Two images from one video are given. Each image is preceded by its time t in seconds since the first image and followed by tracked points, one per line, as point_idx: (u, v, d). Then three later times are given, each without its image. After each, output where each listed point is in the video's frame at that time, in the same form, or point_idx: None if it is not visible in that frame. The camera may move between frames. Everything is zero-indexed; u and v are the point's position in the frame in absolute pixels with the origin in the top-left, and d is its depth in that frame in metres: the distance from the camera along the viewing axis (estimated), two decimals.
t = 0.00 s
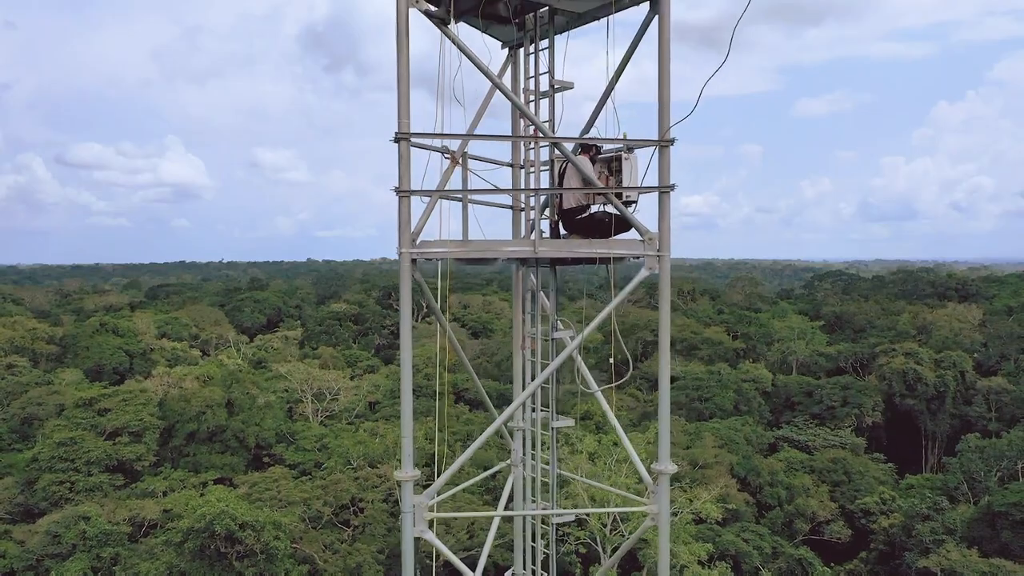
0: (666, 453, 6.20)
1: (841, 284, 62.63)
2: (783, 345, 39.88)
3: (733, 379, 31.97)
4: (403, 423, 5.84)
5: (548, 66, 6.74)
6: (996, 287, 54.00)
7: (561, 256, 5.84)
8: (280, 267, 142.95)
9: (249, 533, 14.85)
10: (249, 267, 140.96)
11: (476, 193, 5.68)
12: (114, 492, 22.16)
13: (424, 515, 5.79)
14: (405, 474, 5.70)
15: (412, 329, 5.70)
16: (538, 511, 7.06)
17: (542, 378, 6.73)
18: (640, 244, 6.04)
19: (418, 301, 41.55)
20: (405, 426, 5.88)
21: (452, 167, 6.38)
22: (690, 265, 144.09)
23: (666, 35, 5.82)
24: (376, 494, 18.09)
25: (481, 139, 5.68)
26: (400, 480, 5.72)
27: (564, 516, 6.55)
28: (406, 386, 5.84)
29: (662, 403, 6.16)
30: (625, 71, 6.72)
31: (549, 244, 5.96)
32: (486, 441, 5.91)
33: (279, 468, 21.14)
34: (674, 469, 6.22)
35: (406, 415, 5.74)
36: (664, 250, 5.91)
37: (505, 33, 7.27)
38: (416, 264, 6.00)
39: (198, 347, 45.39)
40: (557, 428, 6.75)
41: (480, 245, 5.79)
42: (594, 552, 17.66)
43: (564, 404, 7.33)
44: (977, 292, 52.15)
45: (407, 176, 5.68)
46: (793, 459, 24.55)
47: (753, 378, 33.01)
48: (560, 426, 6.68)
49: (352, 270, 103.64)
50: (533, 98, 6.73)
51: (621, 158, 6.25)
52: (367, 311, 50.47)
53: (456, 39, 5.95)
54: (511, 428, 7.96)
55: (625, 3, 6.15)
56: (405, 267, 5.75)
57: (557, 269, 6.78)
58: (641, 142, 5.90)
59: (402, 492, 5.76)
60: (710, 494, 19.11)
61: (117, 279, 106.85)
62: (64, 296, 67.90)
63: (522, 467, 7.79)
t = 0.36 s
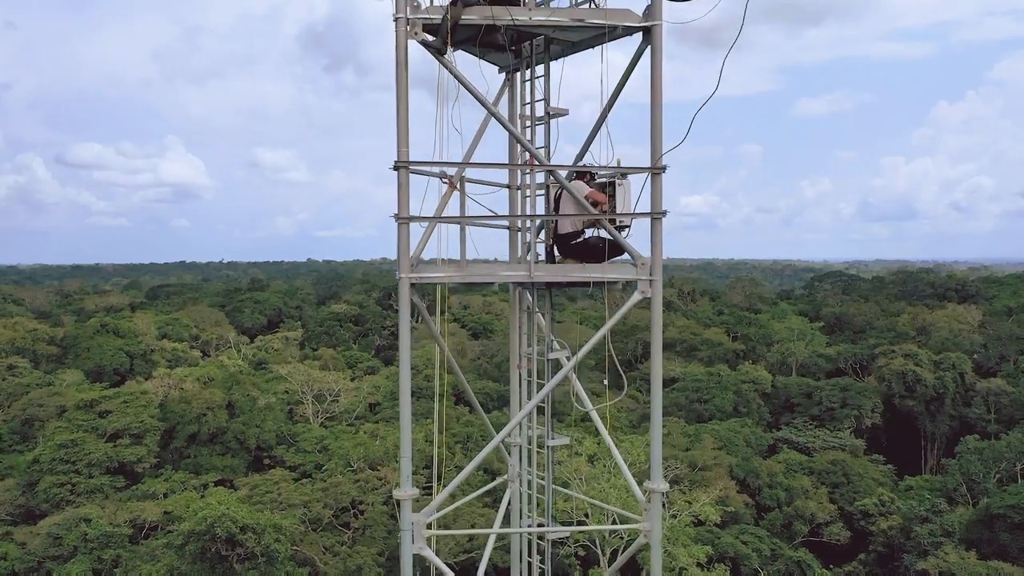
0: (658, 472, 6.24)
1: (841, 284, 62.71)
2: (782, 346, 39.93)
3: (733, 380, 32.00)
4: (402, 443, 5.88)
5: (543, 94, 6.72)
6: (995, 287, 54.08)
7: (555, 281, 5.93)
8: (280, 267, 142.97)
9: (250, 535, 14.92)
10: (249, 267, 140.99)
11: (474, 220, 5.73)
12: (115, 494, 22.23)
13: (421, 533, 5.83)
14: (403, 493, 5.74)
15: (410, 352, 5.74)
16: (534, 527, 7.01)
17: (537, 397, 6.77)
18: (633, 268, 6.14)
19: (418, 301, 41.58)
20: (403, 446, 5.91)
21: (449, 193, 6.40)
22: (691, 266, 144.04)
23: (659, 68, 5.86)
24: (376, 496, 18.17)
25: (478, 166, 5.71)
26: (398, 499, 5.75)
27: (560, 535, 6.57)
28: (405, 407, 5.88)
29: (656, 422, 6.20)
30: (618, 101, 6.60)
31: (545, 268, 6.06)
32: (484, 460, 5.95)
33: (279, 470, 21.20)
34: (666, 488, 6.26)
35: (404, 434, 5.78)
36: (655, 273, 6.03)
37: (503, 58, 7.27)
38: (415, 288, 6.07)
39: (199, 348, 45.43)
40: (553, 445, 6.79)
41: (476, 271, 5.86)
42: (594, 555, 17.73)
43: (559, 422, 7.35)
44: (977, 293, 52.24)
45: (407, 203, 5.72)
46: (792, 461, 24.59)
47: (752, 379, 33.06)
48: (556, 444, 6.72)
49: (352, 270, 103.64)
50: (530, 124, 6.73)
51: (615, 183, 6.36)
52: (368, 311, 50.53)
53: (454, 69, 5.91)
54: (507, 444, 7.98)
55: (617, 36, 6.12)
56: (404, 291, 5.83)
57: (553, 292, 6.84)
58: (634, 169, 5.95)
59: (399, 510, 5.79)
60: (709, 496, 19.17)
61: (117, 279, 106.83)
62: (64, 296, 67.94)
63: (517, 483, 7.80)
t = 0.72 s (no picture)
0: (651, 490, 6.35)
1: (841, 285, 62.79)
2: (782, 347, 39.97)
3: (732, 382, 32.04)
4: (401, 462, 6.00)
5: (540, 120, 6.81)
6: (996, 289, 54.12)
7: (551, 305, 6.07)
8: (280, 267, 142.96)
9: (251, 538, 14.98)
10: (249, 268, 141.02)
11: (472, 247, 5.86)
12: (116, 496, 22.29)
13: (421, 550, 5.90)
14: (403, 512, 5.81)
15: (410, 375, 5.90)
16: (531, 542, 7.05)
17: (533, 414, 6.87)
18: (627, 292, 6.28)
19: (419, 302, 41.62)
20: (403, 465, 6.03)
21: (447, 216, 6.46)
22: (691, 266, 144.07)
23: (652, 96, 5.95)
24: (376, 499, 18.23)
25: (474, 195, 5.86)
26: (398, 517, 5.83)
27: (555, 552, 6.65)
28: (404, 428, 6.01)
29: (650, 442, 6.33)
30: (611, 129, 6.61)
31: (540, 292, 6.26)
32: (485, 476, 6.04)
33: (280, 472, 21.28)
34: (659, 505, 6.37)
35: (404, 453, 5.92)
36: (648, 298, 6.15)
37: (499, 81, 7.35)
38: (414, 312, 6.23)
39: (200, 349, 45.52)
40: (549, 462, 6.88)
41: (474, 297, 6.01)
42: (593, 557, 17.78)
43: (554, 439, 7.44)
44: (977, 294, 52.30)
45: (406, 229, 5.83)
46: (792, 463, 24.62)
47: (752, 380, 33.12)
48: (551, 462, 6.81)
49: (353, 271, 103.62)
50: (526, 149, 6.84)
51: (609, 208, 6.43)
52: (368, 312, 50.60)
53: (452, 98, 6.02)
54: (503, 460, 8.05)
55: (611, 64, 6.22)
56: (404, 316, 6.01)
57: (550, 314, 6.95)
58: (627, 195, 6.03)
59: (399, 527, 5.85)
60: (708, 500, 19.19)
61: (117, 279, 106.90)
62: (65, 297, 68.12)
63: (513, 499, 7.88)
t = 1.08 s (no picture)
0: (644, 511, 6.54)
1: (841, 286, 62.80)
2: (782, 348, 39.96)
3: (732, 383, 32.10)
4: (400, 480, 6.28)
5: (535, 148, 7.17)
6: (996, 290, 54.13)
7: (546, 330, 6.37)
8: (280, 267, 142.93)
9: (251, 541, 15.03)
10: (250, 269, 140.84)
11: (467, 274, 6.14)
12: (116, 498, 22.33)
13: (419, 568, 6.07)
14: (400, 531, 6.01)
15: (409, 397, 6.26)
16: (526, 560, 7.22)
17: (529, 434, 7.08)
18: (620, 317, 6.64)
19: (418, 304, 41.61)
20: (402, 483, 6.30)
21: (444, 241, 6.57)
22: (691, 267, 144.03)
23: (644, 127, 6.33)
24: (376, 502, 18.30)
25: (471, 222, 6.28)
26: (396, 536, 6.02)
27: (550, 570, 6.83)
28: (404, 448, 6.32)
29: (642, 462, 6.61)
30: (607, 151, 7.08)
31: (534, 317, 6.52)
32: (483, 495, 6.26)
33: (280, 475, 21.33)
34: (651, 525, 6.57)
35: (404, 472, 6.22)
36: (640, 322, 6.53)
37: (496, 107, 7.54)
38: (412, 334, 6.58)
39: (200, 350, 45.56)
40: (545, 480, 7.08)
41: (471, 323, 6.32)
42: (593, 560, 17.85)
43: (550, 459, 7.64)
44: (977, 295, 52.35)
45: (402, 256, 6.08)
46: (791, 465, 24.69)
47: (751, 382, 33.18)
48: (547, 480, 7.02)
49: (353, 271, 103.59)
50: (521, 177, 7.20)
51: (604, 234, 6.72)
52: (368, 314, 50.62)
53: (450, 129, 6.31)
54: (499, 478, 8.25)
55: (605, 94, 6.46)
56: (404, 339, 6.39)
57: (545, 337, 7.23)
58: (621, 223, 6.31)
59: (397, 547, 6.04)
60: (707, 503, 19.26)
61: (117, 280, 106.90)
62: (65, 297, 68.14)
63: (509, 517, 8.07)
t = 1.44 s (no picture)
0: (638, 531, 6.85)
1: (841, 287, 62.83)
2: (782, 349, 39.96)
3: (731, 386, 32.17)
4: (399, 501, 6.47)
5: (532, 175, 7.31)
6: (996, 290, 54.15)
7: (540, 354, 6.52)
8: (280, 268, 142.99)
9: (252, 545, 15.08)
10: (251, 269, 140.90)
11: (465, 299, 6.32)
12: (117, 501, 22.38)
13: None
14: (401, 551, 6.25)
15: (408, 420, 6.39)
16: None
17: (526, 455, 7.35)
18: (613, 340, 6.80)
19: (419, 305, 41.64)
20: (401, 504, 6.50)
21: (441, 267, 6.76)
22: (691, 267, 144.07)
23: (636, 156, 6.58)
24: (376, 505, 18.36)
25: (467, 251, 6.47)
26: (398, 556, 6.26)
27: None
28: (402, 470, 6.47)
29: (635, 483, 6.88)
30: (599, 184, 7.33)
31: (530, 342, 6.66)
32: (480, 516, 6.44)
33: (281, 477, 21.39)
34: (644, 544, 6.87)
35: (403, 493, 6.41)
36: (633, 346, 6.68)
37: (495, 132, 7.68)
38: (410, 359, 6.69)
39: (201, 352, 45.60)
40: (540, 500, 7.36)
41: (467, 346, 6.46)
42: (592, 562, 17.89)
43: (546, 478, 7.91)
44: (977, 296, 52.39)
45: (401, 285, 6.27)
46: (790, 467, 24.74)
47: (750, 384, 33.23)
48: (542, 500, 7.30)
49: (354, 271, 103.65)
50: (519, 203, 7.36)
51: (597, 259, 6.92)
52: (368, 315, 50.66)
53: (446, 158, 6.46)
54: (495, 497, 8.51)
55: (599, 123, 6.60)
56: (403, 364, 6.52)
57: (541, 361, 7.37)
58: (615, 250, 6.62)
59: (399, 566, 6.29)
60: (706, 505, 19.31)
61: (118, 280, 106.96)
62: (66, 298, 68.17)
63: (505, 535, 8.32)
